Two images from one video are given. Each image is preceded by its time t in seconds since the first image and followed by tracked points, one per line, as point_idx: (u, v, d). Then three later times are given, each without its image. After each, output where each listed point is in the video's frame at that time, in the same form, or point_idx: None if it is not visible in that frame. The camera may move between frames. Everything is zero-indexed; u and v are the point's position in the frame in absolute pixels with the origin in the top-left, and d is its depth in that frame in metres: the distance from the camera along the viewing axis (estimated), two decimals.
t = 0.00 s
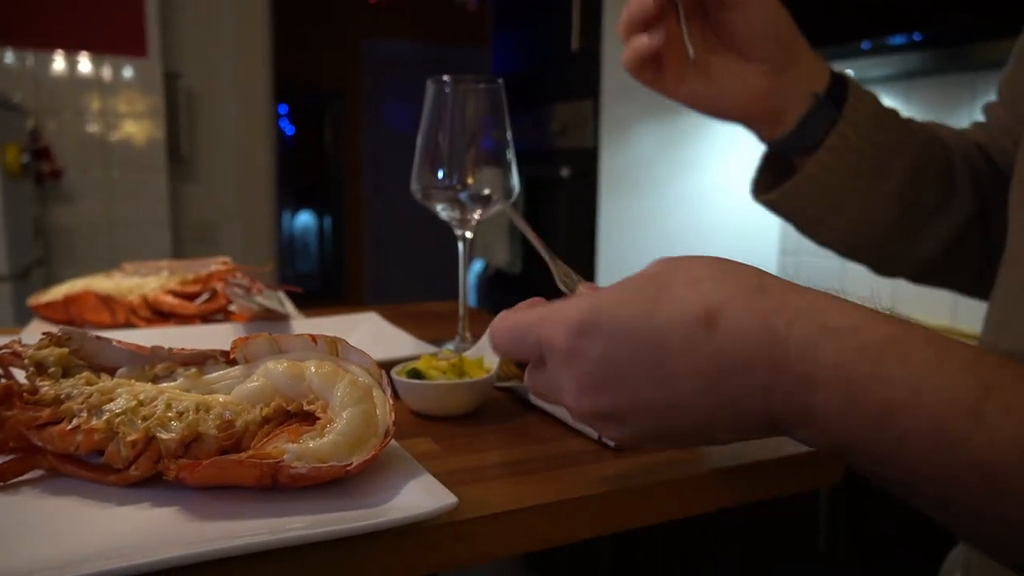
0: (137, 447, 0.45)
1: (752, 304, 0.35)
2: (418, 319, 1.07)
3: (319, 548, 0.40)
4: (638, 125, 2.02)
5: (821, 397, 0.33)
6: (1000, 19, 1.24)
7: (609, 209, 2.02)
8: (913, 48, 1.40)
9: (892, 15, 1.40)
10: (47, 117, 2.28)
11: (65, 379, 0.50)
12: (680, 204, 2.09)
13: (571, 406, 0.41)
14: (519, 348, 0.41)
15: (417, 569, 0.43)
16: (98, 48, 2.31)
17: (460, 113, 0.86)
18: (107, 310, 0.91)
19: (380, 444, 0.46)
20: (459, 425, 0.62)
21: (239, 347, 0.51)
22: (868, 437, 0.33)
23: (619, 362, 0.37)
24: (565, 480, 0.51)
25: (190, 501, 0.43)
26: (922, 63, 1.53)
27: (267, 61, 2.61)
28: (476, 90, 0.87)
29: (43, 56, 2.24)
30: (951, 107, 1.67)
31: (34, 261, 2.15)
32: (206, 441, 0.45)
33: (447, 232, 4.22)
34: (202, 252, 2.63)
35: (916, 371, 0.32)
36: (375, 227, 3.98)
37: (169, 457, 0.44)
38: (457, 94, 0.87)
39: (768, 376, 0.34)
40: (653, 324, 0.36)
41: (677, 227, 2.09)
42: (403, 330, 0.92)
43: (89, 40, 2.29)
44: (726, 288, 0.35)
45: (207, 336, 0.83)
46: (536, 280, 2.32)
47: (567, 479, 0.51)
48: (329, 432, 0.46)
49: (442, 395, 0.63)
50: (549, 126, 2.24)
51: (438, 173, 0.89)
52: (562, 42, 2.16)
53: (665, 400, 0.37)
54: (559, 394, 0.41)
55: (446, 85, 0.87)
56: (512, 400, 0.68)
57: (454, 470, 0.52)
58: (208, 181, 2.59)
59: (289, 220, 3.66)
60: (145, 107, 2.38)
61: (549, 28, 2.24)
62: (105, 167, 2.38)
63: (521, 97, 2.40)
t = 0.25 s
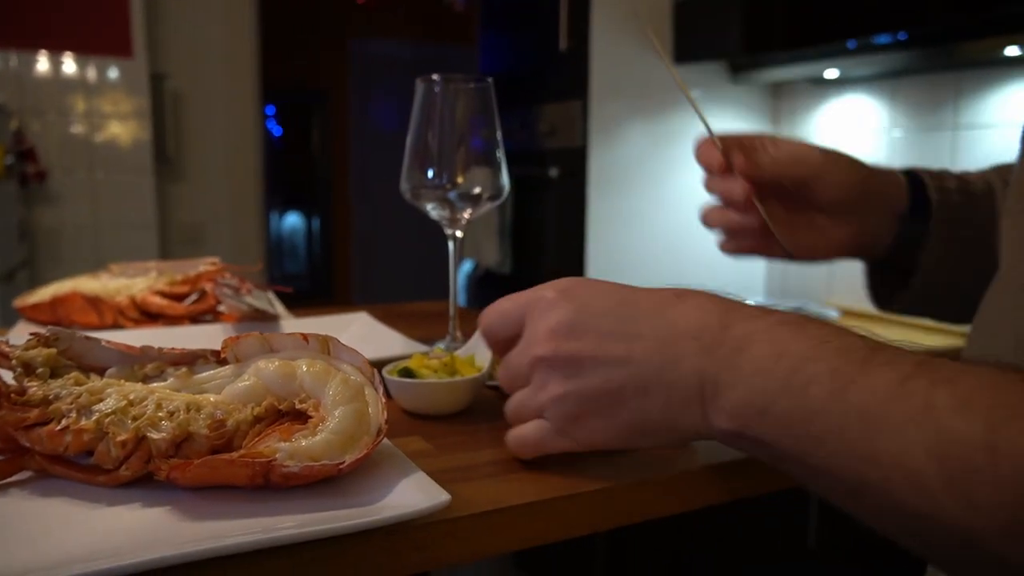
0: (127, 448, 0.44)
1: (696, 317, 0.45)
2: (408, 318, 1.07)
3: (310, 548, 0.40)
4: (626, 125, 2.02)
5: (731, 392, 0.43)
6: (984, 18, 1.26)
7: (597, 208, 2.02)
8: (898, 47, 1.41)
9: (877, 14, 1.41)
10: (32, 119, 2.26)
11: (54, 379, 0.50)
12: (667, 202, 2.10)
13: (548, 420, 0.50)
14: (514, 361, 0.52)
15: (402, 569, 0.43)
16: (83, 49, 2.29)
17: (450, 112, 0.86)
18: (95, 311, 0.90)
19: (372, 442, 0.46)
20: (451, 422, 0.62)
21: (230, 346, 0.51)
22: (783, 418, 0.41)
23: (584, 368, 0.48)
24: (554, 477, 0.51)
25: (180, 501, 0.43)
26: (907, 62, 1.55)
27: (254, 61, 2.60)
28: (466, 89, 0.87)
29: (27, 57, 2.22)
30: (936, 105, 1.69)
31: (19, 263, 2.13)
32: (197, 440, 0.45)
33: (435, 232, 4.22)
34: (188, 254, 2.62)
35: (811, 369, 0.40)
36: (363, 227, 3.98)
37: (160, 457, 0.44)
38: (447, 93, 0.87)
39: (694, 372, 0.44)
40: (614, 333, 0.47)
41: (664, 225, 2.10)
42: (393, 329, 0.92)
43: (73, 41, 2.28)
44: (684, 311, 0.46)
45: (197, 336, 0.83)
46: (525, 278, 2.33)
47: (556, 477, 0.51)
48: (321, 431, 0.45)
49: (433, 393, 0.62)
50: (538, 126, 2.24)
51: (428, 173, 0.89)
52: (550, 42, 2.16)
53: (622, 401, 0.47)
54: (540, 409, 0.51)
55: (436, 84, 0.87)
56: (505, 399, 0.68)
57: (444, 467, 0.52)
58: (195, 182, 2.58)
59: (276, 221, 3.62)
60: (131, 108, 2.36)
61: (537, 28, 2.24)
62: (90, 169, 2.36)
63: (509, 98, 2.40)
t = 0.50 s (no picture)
0: (119, 441, 0.44)
1: (653, 325, 0.53)
2: (398, 314, 1.07)
3: (300, 539, 0.40)
4: (617, 124, 2.02)
5: (680, 386, 0.50)
6: (972, 17, 1.27)
7: (589, 205, 2.02)
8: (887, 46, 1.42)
9: (867, 12, 1.42)
10: (19, 118, 2.25)
11: (45, 373, 0.49)
12: (659, 200, 2.10)
13: (511, 409, 0.53)
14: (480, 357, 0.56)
15: (393, 561, 0.42)
16: (72, 48, 2.28)
17: (441, 107, 0.86)
18: (85, 308, 0.90)
19: (366, 434, 0.46)
20: (443, 415, 0.62)
21: (222, 339, 0.51)
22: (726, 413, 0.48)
23: (549, 361, 0.53)
24: (546, 469, 0.51)
25: (173, 494, 0.43)
26: (897, 61, 1.56)
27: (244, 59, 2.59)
28: (457, 85, 0.87)
29: (14, 56, 2.21)
30: (925, 104, 1.70)
31: (8, 263, 2.11)
32: (189, 433, 0.45)
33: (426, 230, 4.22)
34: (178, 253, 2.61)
35: (752, 369, 0.48)
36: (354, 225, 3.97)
37: (152, 450, 0.44)
38: (439, 89, 0.86)
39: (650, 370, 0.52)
40: (578, 333, 0.53)
41: (656, 223, 2.11)
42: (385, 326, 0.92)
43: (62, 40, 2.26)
44: (643, 322, 0.53)
45: (189, 332, 0.83)
46: (517, 276, 2.33)
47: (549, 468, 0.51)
48: (315, 423, 0.45)
49: (426, 386, 0.62)
50: (529, 124, 2.24)
51: (420, 169, 0.89)
52: (542, 39, 2.16)
53: (583, 393, 0.52)
54: (499, 400, 0.55)
55: (428, 80, 0.86)
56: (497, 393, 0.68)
57: (438, 458, 0.52)
58: (185, 181, 2.57)
59: (268, 221, 3.49)
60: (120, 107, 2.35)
61: (528, 26, 2.24)
62: (79, 168, 2.35)
63: (500, 96, 2.40)
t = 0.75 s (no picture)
0: (113, 437, 0.44)
1: (642, 336, 0.54)
2: (391, 312, 1.07)
3: (297, 536, 0.40)
4: (609, 122, 2.03)
5: (667, 390, 0.51)
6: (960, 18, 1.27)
7: (581, 204, 2.03)
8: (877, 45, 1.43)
9: (858, 12, 1.42)
10: (8, 112, 2.23)
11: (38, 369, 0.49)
12: (650, 198, 2.11)
13: (491, 406, 0.53)
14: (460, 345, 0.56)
15: (386, 558, 0.43)
16: (61, 42, 2.26)
17: (434, 105, 0.86)
18: (76, 304, 0.89)
19: (360, 431, 0.46)
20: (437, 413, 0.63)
21: (216, 336, 0.51)
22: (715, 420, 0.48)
23: (532, 359, 0.53)
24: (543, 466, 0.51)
25: (167, 491, 0.43)
26: (886, 61, 1.57)
27: (234, 55, 2.59)
28: (451, 82, 0.87)
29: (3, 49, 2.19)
30: (914, 103, 1.71)
31: None
32: (184, 430, 0.45)
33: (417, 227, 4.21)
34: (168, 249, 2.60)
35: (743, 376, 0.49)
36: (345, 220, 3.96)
37: (146, 446, 0.44)
38: (432, 87, 0.86)
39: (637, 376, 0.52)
40: (562, 335, 0.54)
41: (648, 219, 2.11)
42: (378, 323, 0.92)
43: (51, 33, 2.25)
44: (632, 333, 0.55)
45: (181, 329, 0.82)
46: (509, 273, 2.33)
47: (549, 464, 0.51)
48: (309, 420, 0.45)
49: (420, 383, 0.63)
50: (521, 121, 2.24)
51: (413, 167, 0.89)
52: (534, 37, 2.16)
53: (562, 391, 0.52)
54: (478, 395, 0.54)
55: (421, 78, 0.87)
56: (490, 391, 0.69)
57: (433, 454, 0.52)
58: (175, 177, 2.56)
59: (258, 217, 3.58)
60: (110, 102, 2.34)
61: (520, 24, 2.24)
62: (68, 163, 2.33)
63: (492, 94, 2.39)
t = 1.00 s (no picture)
0: (106, 442, 0.44)
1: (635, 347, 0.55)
2: (384, 315, 1.07)
3: (292, 539, 0.40)
4: (601, 125, 2.03)
5: (649, 400, 0.51)
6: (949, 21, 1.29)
7: (574, 206, 2.03)
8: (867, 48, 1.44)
9: (849, 16, 1.43)
10: None
11: (31, 374, 0.49)
12: (643, 200, 2.12)
13: (473, 404, 0.53)
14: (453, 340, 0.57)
15: (377, 563, 0.43)
16: (52, 44, 2.25)
17: (427, 108, 0.86)
18: (68, 307, 0.89)
19: (353, 435, 0.46)
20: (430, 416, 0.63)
21: (211, 340, 0.51)
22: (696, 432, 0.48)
23: (521, 361, 0.54)
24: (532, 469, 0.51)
25: (160, 496, 0.43)
26: (876, 63, 1.58)
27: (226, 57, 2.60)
28: (444, 86, 0.87)
29: None
30: (905, 106, 1.72)
31: None
32: (177, 434, 0.45)
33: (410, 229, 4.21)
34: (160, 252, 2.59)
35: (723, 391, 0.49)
36: (339, 222, 3.95)
37: (139, 450, 0.44)
38: (425, 90, 0.87)
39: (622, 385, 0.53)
40: (554, 339, 0.54)
41: (640, 221, 2.12)
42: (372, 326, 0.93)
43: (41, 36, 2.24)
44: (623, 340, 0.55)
45: (174, 333, 0.82)
46: (502, 275, 2.33)
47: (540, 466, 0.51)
48: (303, 424, 0.46)
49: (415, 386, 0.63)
50: (514, 123, 2.25)
51: (406, 170, 0.89)
52: (526, 39, 2.16)
53: (547, 395, 0.53)
54: (461, 393, 0.55)
55: (414, 81, 0.87)
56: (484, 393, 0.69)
57: (426, 459, 0.52)
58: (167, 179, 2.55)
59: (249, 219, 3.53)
60: (101, 104, 2.33)
61: (513, 26, 2.24)
62: (59, 165, 2.32)
63: (485, 96, 2.40)
